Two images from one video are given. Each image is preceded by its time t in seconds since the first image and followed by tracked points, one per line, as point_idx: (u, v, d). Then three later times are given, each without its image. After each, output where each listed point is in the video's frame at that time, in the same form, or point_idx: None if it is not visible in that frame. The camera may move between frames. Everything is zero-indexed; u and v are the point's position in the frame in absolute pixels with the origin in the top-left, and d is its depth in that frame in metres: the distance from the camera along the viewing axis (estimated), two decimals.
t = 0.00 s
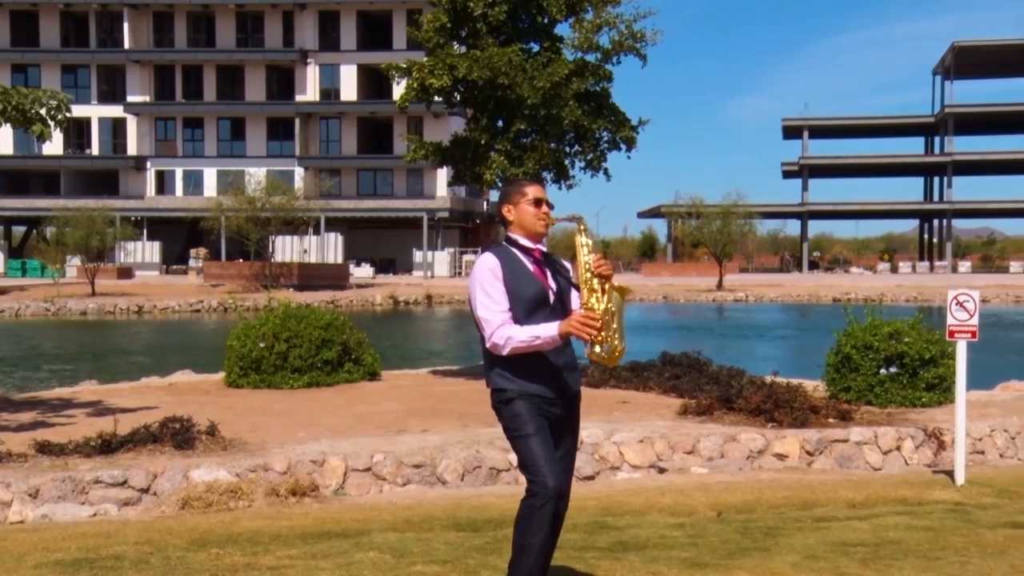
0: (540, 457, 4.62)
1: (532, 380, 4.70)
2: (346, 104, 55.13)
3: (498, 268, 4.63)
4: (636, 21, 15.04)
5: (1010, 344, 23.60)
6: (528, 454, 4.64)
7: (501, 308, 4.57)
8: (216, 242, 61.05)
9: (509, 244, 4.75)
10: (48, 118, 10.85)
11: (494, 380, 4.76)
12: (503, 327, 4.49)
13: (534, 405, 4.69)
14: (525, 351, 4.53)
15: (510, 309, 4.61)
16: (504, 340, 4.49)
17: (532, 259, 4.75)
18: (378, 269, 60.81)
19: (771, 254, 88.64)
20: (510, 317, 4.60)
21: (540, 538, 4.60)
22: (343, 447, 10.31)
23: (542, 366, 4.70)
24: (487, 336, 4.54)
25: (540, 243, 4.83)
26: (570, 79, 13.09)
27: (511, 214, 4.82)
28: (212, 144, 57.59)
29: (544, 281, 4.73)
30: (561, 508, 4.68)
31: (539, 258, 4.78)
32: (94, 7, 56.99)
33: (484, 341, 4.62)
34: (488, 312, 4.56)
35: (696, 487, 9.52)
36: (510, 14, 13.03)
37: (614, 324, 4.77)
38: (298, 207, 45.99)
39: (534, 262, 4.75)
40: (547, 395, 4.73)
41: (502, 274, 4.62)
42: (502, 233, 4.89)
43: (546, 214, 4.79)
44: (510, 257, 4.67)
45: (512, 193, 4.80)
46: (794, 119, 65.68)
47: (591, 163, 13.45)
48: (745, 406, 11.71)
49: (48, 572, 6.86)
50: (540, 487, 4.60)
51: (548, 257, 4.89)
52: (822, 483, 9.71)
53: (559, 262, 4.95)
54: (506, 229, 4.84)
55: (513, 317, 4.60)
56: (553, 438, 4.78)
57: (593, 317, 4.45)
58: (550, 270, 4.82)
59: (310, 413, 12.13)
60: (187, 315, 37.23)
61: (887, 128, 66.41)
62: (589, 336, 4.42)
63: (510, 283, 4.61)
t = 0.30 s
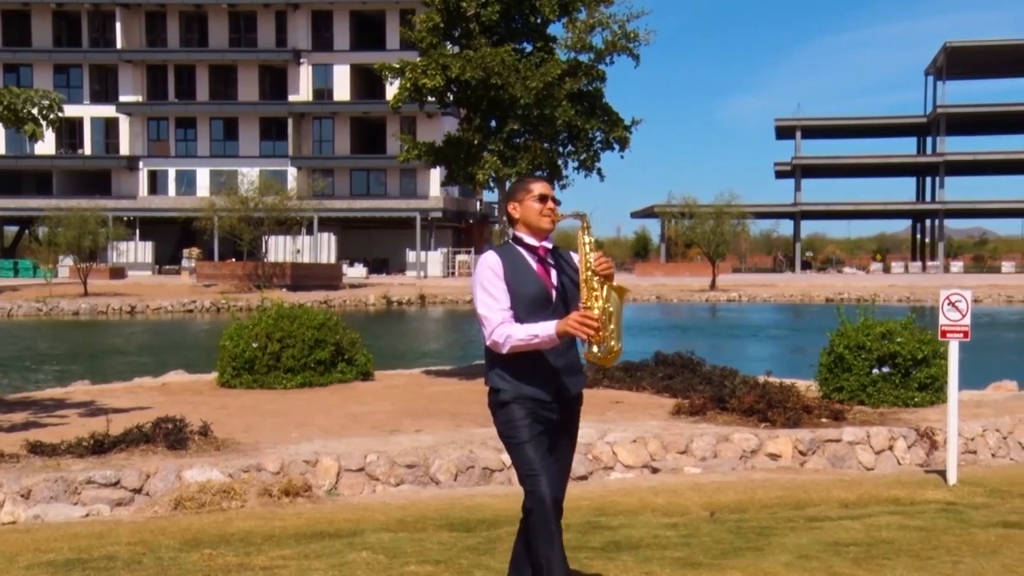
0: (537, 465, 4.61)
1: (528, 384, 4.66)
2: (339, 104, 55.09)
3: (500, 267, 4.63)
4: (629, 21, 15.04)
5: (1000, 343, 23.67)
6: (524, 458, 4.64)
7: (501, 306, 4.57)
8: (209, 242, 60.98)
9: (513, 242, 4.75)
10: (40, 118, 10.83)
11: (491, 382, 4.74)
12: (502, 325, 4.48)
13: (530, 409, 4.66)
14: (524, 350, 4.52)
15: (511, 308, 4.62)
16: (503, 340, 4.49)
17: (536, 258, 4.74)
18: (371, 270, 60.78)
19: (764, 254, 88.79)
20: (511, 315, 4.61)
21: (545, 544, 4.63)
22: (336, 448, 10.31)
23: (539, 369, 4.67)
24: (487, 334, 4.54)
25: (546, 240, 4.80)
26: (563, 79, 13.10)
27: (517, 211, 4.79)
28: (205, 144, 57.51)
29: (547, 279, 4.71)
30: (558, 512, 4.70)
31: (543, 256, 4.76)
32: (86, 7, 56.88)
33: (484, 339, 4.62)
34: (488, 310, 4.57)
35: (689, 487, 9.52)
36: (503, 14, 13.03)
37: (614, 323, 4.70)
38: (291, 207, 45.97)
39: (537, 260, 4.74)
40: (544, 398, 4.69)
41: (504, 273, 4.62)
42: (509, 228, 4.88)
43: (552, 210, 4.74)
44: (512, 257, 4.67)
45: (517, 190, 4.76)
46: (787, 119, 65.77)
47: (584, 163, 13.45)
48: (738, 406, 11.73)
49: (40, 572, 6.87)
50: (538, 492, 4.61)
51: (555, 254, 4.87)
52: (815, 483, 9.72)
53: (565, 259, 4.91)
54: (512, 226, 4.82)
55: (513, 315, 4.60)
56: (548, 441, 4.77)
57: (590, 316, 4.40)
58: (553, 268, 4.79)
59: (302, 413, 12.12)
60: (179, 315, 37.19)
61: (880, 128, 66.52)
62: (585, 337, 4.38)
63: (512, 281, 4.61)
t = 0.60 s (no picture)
0: (553, 479, 4.48)
1: (537, 397, 4.54)
2: (334, 104, 55.06)
3: (514, 275, 4.50)
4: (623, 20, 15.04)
5: (992, 343, 23.71)
6: (539, 472, 4.51)
7: (514, 318, 4.48)
8: (203, 242, 60.90)
9: (533, 248, 4.62)
10: (34, 118, 10.81)
11: (505, 392, 4.62)
12: (513, 339, 4.39)
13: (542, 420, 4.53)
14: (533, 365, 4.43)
15: (524, 318, 4.51)
16: (514, 351, 4.39)
17: (554, 266, 4.60)
18: (366, 270, 60.75)
19: (759, 254, 88.85)
20: (524, 326, 4.52)
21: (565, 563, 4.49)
22: (331, 448, 10.30)
23: (549, 382, 4.54)
24: (498, 345, 4.45)
25: (565, 248, 4.66)
26: (558, 79, 13.11)
27: (538, 215, 4.65)
28: (200, 144, 57.46)
29: (563, 291, 4.58)
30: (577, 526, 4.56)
31: (561, 264, 4.61)
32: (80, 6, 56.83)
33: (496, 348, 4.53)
34: (500, 321, 4.47)
35: (684, 487, 9.52)
36: (497, 14, 13.02)
37: (623, 350, 4.50)
38: (285, 207, 45.93)
39: (555, 269, 4.59)
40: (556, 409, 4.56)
41: (517, 281, 4.50)
42: (531, 231, 4.74)
43: (573, 219, 4.60)
44: (530, 265, 4.55)
45: (539, 193, 4.62)
46: (781, 119, 65.81)
47: (579, 163, 13.44)
48: (732, 406, 11.74)
49: (34, 572, 6.87)
50: (554, 507, 4.48)
51: (573, 264, 4.71)
52: (809, 482, 9.73)
53: (584, 269, 4.74)
54: (533, 229, 4.69)
55: (525, 327, 4.51)
56: (565, 452, 4.64)
57: (598, 341, 4.26)
58: (572, 280, 4.64)
59: (297, 412, 12.11)
60: (174, 315, 37.16)
61: (874, 128, 66.57)
62: (591, 363, 4.25)
63: (525, 291, 4.50)
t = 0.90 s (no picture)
0: (555, 488, 4.51)
1: (547, 403, 4.51)
2: (330, 104, 55.02)
3: (527, 279, 4.41)
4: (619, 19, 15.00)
5: (988, 343, 23.73)
6: (543, 479, 4.53)
7: (524, 324, 4.42)
8: (200, 242, 60.90)
9: (549, 248, 4.50)
10: (30, 118, 10.81)
11: (515, 390, 4.62)
12: (522, 347, 4.33)
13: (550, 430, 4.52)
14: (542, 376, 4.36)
15: (535, 325, 4.44)
16: (525, 360, 4.33)
17: (569, 269, 4.49)
18: (363, 270, 60.74)
19: (755, 253, 88.93)
20: (535, 334, 4.44)
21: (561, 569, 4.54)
22: (328, 447, 10.30)
23: (557, 394, 4.49)
24: (508, 351, 4.41)
25: (582, 249, 4.54)
26: (554, 79, 13.11)
27: (555, 214, 4.53)
28: (196, 144, 57.42)
29: (577, 297, 4.47)
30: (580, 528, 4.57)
31: (576, 268, 4.49)
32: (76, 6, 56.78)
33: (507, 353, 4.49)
34: (511, 327, 4.42)
35: (681, 487, 9.51)
36: (494, 14, 13.03)
37: (633, 373, 4.32)
38: (282, 207, 45.93)
39: (570, 274, 4.47)
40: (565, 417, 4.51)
41: (530, 286, 4.41)
42: (549, 229, 4.62)
43: (591, 221, 4.46)
44: (545, 266, 4.43)
45: (557, 191, 4.49)
46: (778, 119, 65.83)
47: (576, 163, 13.44)
48: (728, 406, 11.76)
49: (31, 572, 6.86)
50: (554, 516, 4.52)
51: (590, 266, 4.57)
52: (804, 482, 9.74)
53: (604, 272, 4.60)
54: (550, 227, 4.57)
55: (536, 335, 4.44)
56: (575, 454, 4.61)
57: (604, 365, 4.16)
58: (587, 286, 4.51)
59: (294, 412, 12.11)
60: (171, 315, 37.15)
61: (870, 128, 66.60)
62: (597, 387, 4.15)
63: (537, 298, 4.41)
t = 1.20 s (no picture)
0: (555, 490, 4.40)
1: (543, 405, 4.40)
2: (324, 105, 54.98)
3: (525, 282, 4.32)
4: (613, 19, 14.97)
5: (980, 343, 23.79)
6: (543, 482, 4.43)
7: (522, 328, 4.34)
8: (193, 242, 60.86)
9: (550, 251, 4.40)
10: (23, 118, 10.78)
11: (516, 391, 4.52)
12: (518, 352, 4.28)
13: (547, 432, 4.41)
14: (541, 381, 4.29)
15: (533, 330, 4.36)
16: (521, 364, 4.28)
17: (571, 274, 4.38)
18: (357, 270, 60.73)
19: (748, 253, 89.07)
20: (532, 337, 4.37)
21: (559, 572, 4.43)
22: (321, 448, 10.30)
23: (553, 398, 4.38)
24: (505, 354, 4.35)
25: (584, 254, 4.41)
26: (549, 79, 13.10)
27: (558, 216, 4.41)
28: (189, 144, 57.37)
29: (577, 304, 4.35)
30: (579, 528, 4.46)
31: (577, 273, 4.38)
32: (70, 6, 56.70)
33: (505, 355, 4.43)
34: (509, 330, 4.35)
35: (675, 487, 9.52)
36: (488, 14, 13.03)
37: (625, 389, 4.23)
38: (276, 207, 45.90)
39: (571, 280, 4.36)
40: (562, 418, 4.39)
41: (528, 290, 4.33)
42: (552, 230, 4.51)
43: (594, 226, 4.34)
44: (545, 271, 4.34)
45: (562, 194, 4.36)
46: (772, 119, 65.94)
47: (570, 163, 13.44)
48: (722, 406, 11.77)
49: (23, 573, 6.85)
50: (554, 519, 4.41)
51: (594, 270, 4.44)
52: (799, 481, 9.76)
53: (607, 277, 4.46)
54: (554, 227, 4.46)
55: (534, 339, 4.36)
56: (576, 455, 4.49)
57: (597, 377, 4.09)
58: (588, 290, 4.39)
59: (288, 412, 12.10)
60: (164, 315, 37.14)
61: (864, 128, 66.71)
62: (591, 398, 4.09)
63: (535, 302, 4.32)
